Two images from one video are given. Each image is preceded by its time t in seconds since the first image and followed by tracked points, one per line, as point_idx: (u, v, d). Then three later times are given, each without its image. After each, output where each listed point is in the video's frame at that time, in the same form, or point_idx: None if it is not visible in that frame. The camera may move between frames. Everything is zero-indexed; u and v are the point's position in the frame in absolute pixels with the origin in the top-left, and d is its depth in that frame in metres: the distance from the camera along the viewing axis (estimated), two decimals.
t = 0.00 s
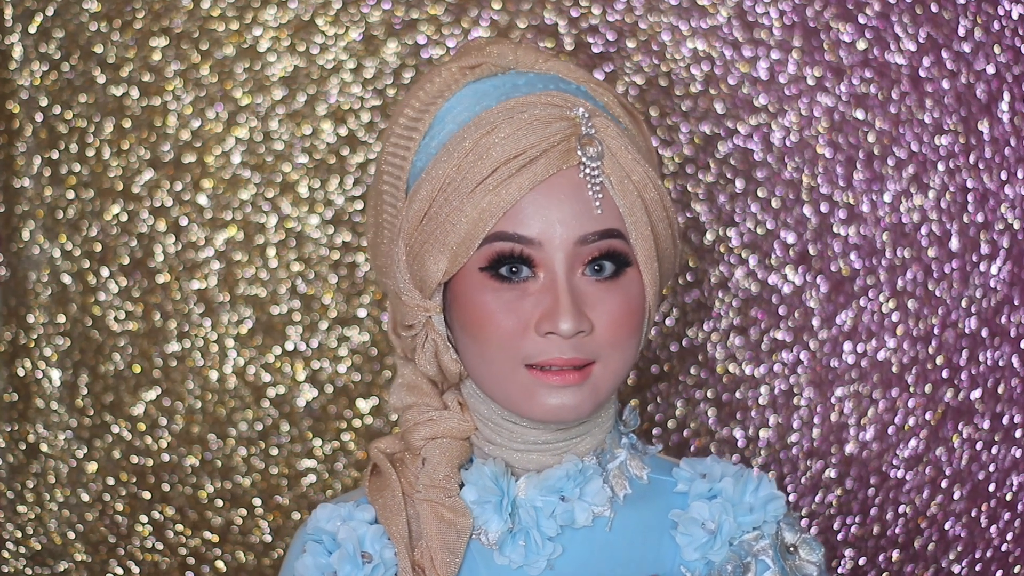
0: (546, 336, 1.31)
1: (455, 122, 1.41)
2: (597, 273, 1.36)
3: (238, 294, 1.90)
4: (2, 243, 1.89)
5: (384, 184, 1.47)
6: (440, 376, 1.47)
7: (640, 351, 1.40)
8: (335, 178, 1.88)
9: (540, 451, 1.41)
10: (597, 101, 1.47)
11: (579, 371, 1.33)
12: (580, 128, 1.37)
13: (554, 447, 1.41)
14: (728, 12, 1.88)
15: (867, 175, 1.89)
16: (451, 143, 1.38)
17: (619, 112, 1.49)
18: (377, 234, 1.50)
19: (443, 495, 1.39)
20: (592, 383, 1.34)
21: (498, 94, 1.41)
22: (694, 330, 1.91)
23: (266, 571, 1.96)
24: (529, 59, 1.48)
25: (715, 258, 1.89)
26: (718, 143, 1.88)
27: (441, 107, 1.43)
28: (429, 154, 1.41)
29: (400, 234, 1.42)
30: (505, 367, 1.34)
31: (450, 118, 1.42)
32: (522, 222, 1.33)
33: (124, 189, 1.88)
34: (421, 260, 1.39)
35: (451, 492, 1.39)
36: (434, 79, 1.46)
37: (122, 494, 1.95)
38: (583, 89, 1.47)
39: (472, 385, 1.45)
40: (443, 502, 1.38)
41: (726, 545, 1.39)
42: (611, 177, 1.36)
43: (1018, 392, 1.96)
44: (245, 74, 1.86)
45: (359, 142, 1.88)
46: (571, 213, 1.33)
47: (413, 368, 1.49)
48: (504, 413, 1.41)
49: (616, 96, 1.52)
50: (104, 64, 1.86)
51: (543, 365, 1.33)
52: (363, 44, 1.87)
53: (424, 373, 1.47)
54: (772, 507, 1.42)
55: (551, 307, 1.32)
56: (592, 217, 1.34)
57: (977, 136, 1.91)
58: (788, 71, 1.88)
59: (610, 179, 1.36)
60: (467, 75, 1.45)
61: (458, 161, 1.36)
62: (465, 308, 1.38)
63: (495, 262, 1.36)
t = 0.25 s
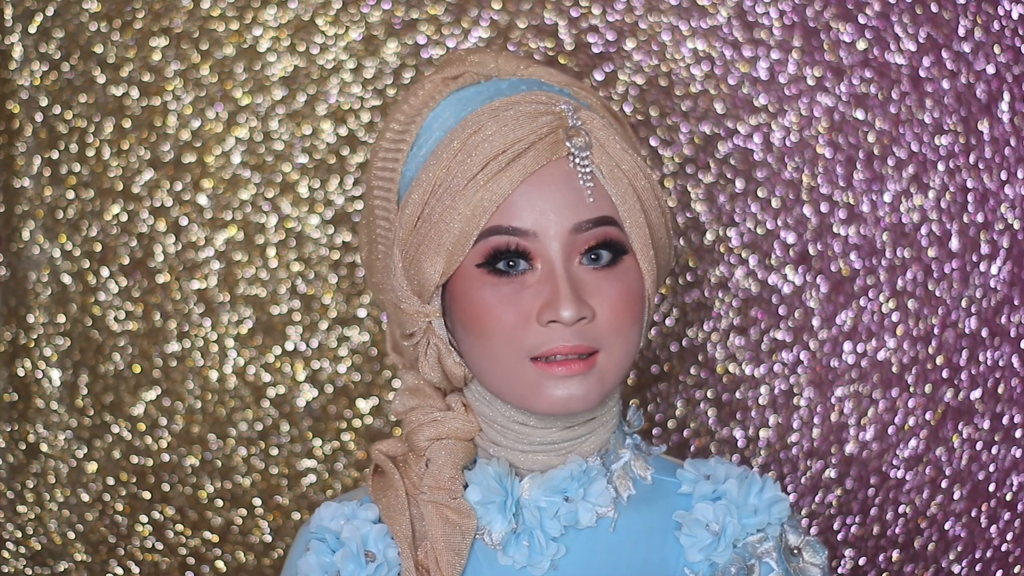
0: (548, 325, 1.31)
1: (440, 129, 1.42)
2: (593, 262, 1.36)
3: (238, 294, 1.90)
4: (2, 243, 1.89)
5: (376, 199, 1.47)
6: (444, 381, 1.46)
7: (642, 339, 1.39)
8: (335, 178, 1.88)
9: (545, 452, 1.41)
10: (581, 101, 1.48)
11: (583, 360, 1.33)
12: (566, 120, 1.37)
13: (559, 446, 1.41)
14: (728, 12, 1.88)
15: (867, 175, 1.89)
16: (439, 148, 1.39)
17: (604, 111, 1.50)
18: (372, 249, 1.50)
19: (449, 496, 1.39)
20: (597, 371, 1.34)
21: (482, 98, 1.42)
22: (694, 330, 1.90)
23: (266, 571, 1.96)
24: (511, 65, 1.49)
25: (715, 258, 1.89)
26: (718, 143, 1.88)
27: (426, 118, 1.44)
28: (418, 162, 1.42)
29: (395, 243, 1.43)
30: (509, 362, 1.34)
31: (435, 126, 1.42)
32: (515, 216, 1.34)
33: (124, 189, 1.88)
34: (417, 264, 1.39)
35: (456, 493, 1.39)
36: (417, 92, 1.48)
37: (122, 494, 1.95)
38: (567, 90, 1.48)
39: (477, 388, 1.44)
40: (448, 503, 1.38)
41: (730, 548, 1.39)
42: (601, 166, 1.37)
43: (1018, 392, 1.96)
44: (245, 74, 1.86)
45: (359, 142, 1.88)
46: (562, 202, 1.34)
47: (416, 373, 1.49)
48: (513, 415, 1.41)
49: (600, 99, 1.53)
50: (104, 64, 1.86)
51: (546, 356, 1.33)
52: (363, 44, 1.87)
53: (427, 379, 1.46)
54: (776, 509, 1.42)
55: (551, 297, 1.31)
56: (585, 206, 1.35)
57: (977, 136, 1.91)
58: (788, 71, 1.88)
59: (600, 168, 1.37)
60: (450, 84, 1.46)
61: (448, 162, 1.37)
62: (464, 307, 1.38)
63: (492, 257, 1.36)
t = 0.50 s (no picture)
0: (540, 325, 1.31)
1: (426, 134, 1.42)
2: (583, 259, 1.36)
3: (238, 294, 1.90)
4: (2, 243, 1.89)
5: (366, 210, 1.48)
6: (441, 386, 1.46)
7: (635, 335, 1.39)
8: (335, 178, 1.88)
9: (542, 451, 1.41)
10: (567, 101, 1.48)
11: (577, 358, 1.33)
12: (550, 120, 1.38)
13: (556, 446, 1.41)
14: (728, 12, 1.88)
15: (867, 175, 1.89)
16: (426, 153, 1.39)
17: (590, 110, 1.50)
18: (365, 259, 1.51)
19: (447, 495, 1.38)
20: (591, 368, 1.33)
21: (466, 102, 1.43)
22: (694, 330, 1.90)
23: (266, 571, 1.96)
24: (495, 70, 1.50)
25: (715, 258, 1.89)
26: (718, 143, 1.88)
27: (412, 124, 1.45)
28: (405, 169, 1.42)
29: (386, 249, 1.43)
30: (502, 363, 1.34)
31: (421, 132, 1.43)
32: (503, 216, 1.34)
33: (124, 189, 1.88)
34: (409, 269, 1.40)
35: (454, 492, 1.39)
36: (403, 100, 1.48)
37: (122, 494, 1.95)
38: (552, 91, 1.49)
39: (474, 390, 1.44)
40: (447, 501, 1.38)
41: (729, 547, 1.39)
42: (586, 164, 1.37)
43: (1018, 392, 1.96)
44: (245, 74, 1.86)
45: (359, 142, 1.88)
46: (549, 201, 1.34)
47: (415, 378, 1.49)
48: (509, 416, 1.41)
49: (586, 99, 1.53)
50: (104, 64, 1.86)
51: (540, 355, 1.32)
52: (363, 44, 1.87)
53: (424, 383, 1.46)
54: (775, 507, 1.42)
55: (542, 296, 1.31)
56: (572, 203, 1.35)
57: (977, 136, 1.91)
58: (788, 71, 1.88)
59: (585, 165, 1.37)
60: (435, 91, 1.47)
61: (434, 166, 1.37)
62: (456, 310, 1.38)
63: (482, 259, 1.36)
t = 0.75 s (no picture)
0: (533, 328, 1.31)
1: (417, 136, 1.42)
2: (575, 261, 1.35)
3: (238, 294, 1.90)
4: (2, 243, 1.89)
5: (357, 212, 1.48)
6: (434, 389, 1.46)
7: (628, 334, 1.39)
8: (335, 178, 1.88)
9: (536, 451, 1.41)
10: (556, 101, 1.48)
11: (570, 360, 1.33)
12: (540, 121, 1.37)
13: (550, 445, 1.41)
14: (728, 12, 1.88)
15: (867, 175, 1.89)
16: (416, 155, 1.39)
17: (579, 109, 1.50)
18: (357, 261, 1.51)
19: (443, 495, 1.39)
20: (584, 370, 1.34)
21: (455, 103, 1.43)
22: (694, 330, 1.90)
23: (266, 571, 1.96)
24: (485, 71, 1.50)
25: (715, 259, 1.89)
26: (718, 143, 1.88)
27: (402, 126, 1.45)
28: (396, 171, 1.42)
29: (378, 252, 1.43)
30: (495, 366, 1.34)
31: (411, 134, 1.43)
32: (493, 220, 1.33)
33: (124, 189, 1.88)
34: (400, 272, 1.39)
35: (450, 492, 1.39)
36: (393, 101, 1.48)
37: (122, 494, 1.95)
38: (541, 91, 1.49)
39: (468, 392, 1.44)
40: (442, 501, 1.38)
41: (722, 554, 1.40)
42: (577, 165, 1.37)
43: (1018, 392, 1.96)
44: (245, 74, 1.86)
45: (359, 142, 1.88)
46: (541, 202, 1.33)
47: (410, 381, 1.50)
48: (502, 417, 1.41)
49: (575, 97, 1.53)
50: (104, 64, 1.86)
51: (532, 357, 1.33)
52: (363, 44, 1.87)
53: (417, 386, 1.46)
54: (771, 503, 1.42)
55: (534, 298, 1.31)
56: (563, 205, 1.34)
57: (977, 136, 1.91)
58: (788, 71, 1.88)
59: (576, 166, 1.37)
60: (425, 92, 1.46)
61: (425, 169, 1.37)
62: (448, 312, 1.37)
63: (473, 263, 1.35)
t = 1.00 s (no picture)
0: (528, 334, 1.31)
1: (410, 138, 1.41)
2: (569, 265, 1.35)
3: (238, 294, 1.90)
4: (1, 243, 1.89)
5: (349, 211, 1.48)
6: (428, 390, 1.46)
7: (622, 337, 1.39)
8: (335, 178, 1.88)
9: (530, 452, 1.41)
10: (547, 99, 1.48)
11: (565, 366, 1.33)
12: (534, 125, 1.37)
13: (544, 446, 1.41)
14: (728, 12, 1.88)
15: (867, 175, 1.89)
16: (410, 158, 1.39)
17: (571, 107, 1.49)
18: (348, 260, 1.51)
19: (438, 497, 1.39)
20: (580, 376, 1.34)
21: (448, 104, 1.42)
22: (694, 330, 1.90)
23: (266, 571, 1.96)
24: (475, 69, 1.49)
25: (715, 259, 1.89)
26: (718, 143, 1.88)
27: (394, 127, 1.44)
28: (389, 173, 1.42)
29: (371, 254, 1.43)
30: (491, 372, 1.34)
31: (404, 135, 1.42)
32: (488, 226, 1.33)
33: (124, 189, 1.88)
34: (394, 276, 1.40)
35: (445, 494, 1.40)
36: (385, 100, 1.47)
37: (122, 494, 1.95)
38: (532, 89, 1.48)
39: (461, 395, 1.44)
40: (437, 503, 1.39)
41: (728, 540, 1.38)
42: (571, 169, 1.37)
43: (1018, 392, 1.96)
44: (245, 74, 1.86)
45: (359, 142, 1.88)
46: (535, 208, 1.33)
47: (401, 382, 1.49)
48: (496, 419, 1.41)
49: (567, 94, 1.53)
50: (104, 64, 1.86)
51: (528, 364, 1.33)
52: (363, 44, 1.87)
53: (411, 388, 1.46)
54: (766, 502, 1.41)
55: (529, 305, 1.31)
56: (558, 210, 1.34)
57: (977, 136, 1.91)
58: (788, 71, 1.88)
59: (571, 170, 1.37)
60: (416, 92, 1.46)
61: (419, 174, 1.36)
62: (443, 317, 1.37)
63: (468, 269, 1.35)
